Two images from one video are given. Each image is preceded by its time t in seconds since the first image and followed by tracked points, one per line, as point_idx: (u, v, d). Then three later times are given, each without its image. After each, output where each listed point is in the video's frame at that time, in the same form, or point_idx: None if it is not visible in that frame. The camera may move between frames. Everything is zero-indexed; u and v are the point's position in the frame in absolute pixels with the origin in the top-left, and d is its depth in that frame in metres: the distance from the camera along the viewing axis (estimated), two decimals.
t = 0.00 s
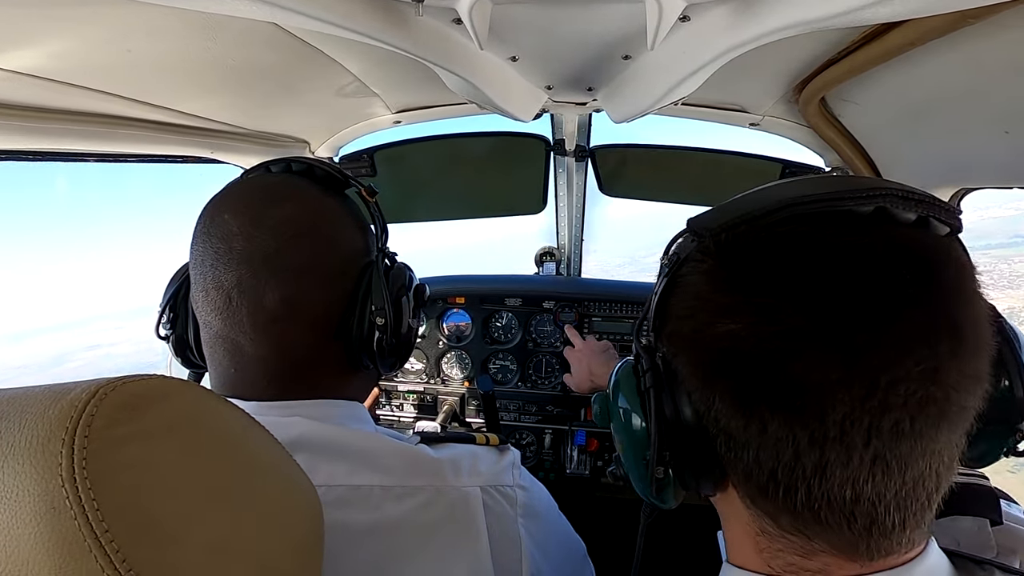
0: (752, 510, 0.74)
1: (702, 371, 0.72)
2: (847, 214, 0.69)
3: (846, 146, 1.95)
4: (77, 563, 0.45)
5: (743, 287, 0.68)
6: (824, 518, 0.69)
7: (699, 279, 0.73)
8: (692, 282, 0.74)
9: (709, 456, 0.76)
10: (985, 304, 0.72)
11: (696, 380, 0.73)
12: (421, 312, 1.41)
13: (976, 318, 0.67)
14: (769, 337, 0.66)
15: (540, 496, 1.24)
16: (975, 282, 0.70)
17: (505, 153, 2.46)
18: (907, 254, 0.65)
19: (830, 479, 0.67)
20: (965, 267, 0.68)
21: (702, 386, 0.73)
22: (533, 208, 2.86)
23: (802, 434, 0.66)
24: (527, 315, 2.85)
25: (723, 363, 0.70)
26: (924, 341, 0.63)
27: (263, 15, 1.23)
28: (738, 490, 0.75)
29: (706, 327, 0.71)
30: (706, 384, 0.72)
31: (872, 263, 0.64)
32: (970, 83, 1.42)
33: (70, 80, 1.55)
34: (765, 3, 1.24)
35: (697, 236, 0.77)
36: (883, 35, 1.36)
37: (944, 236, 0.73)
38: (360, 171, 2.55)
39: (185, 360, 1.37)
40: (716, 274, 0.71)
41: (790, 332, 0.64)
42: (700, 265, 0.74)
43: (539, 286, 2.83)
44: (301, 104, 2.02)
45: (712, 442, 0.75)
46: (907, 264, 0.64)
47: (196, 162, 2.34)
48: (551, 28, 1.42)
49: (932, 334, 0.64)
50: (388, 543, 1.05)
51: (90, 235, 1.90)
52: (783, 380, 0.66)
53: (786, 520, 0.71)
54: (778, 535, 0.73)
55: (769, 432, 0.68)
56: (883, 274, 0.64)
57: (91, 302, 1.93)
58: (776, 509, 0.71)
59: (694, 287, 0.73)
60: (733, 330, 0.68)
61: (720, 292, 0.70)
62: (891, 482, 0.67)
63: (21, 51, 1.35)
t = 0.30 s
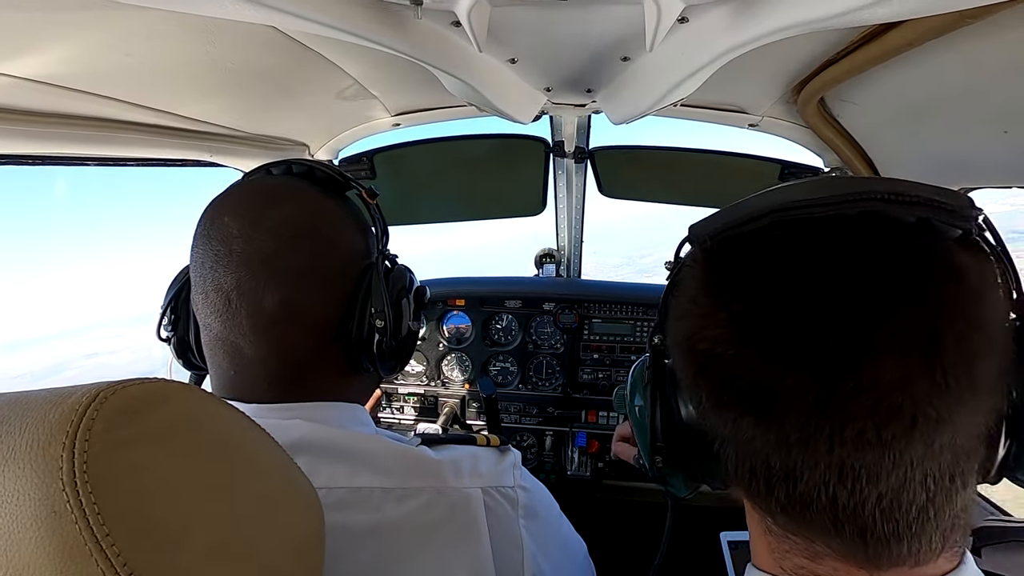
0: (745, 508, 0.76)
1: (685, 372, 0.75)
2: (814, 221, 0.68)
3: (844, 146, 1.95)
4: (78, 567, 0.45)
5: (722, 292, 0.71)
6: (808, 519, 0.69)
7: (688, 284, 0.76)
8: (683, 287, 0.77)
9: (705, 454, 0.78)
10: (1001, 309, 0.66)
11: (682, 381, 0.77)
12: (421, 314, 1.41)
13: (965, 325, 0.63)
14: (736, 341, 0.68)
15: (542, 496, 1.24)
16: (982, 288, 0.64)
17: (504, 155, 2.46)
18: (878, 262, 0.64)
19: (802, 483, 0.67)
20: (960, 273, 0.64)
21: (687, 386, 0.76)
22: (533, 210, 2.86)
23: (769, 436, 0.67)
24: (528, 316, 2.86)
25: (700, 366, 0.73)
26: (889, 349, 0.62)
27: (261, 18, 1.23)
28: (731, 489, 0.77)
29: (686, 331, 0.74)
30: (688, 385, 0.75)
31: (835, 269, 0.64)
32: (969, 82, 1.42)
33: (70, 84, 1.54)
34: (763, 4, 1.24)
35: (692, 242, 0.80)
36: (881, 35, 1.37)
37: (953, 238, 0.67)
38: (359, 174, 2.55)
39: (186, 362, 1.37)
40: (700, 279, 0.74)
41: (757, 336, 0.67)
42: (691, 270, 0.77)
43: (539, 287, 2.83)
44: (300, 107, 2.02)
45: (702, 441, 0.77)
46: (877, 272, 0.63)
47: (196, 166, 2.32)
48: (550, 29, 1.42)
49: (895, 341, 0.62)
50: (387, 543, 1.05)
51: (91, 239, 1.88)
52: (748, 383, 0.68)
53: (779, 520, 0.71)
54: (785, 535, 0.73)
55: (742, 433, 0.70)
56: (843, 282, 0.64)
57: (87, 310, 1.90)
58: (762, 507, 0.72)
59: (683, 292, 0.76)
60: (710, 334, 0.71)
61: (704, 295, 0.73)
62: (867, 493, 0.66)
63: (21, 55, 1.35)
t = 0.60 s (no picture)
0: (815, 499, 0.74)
1: (764, 356, 0.75)
2: (923, 209, 0.66)
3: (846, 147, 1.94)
4: (82, 569, 0.46)
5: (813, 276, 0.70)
6: (874, 515, 0.67)
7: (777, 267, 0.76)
8: (772, 268, 0.77)
9: (773, 438, 0.78)
10: None
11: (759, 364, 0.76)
12: (419, 316, 1.40)
13: None
14: (820, 326, 0.68)
15: (543, 497, 1.23)
16: None
17: (505, 157, 2.46)
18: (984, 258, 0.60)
19: (872, 478, 0.65)
20: None
21: (763, 369, 0.75)
22: (533, 210, 2.86)
23: (842, 426, 0.66)
24: (529, 317, 2.86)
25: (779, 349, 0.72)
26: (980, 349, 0.58)
27: (262, 21, 1.23)
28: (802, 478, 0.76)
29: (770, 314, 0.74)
30: (764, 369, 0.75)
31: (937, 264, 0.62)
32: (969, 82, 1.42)
33: (72, 89, 1.55)
34: (764, 5, 1.24)
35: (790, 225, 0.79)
36: (882, 35, 1.37)
37: None
38: (360, 176, 2.55)
39: (189, 363, 1.38)
40: (790, 262, 0.73)
41: (845, 322, 0.66)
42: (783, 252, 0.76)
43: (540, 288, 2.83)
44: (301, 110, 2.02)
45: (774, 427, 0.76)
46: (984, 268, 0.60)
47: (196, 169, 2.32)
48: (550, 30, 1.42)
49: (1002, 342, 0.58)
50: (387, 539, 1.05)
51: (86, 248, 1.94)
52: (826, 370, 0.67)
53: (844, 514, 0.70)
54: (850, 532, 0.72)
55: (813, 421, 0.69)
56: (950, 280, 0.61)
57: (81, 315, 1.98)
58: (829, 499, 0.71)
59: (771, 274, 0.76)
60: (795, 318, 0.70)
61: (791, 277, 0.72)
62: (944, 496, 0.63)
63: (22, 59, 1.35)
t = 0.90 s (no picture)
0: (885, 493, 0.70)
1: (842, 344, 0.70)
2: None
3: (848, 147, 1.94)
4: (89, 568, 0.46)
5: (910, 262, 0.66)
6: (938, 512, 0.62)
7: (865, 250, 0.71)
8: (859, 253, 0.72)
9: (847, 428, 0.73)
10: None
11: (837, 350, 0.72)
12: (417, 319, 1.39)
13: None
14: (909, 312, 0.63)
15: (550, 481, 1.24)
16: None
17: (507, 159, 2.47)
18: None
19: (943, 475, 0.60)
20: None
21: (841, 357, 0.70)
22: (535, 210, 2.86)
23: (918, 418, 0.61)
24: (531, 318, 2.86)
25: (859, 335, 0.68)
26: None
27: (264, 23, 1.23)
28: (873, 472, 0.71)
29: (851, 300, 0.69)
30: (839, 354, 0.70)
31: None
32: (970, 80, 1.42)
33: (74, 91, 1.55)
34: (766, 4, 1.24)
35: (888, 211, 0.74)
36: (883, 34, 1.37)
37: None
38: (362, 176, 2.56)
39: (207, 360, 1.38)
40: (880, 245, 0.69)
41: (938, 311, 0.61)
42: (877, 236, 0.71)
43: (543, 288, 2.82)
44: (302, 112, 2.03)
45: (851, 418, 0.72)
46: None
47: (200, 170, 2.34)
48: (551, 30, 1.42)
49: None
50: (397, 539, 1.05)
51: (89, 257, 1.95)
52: (909, 359, 0.62)
53: (912, 510, 0.65)
54: (910, 526, 0.68)
55: (889, 412, 0.64)
56: None
57: (86, 325, 1.99)
58: (899, 494, 0.66)
59: (858, 258, 0.71)
60: (882, 303, 0.66)
61: (877, 262, 0.68)
62: (1012, 501, 0.55)
63: (24, 62, 1.35)
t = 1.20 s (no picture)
0: (875, 489, 0.68)
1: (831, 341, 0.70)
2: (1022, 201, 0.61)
3: (850, 147, 1.94)
4: (91, 568, 0.46)
5: (907, 257, 0.65)
6: (921, 506, 0.61)
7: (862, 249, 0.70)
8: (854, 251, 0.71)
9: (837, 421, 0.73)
10: None
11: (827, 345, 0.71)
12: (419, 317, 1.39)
13: None
14: (899, 308, 0.63)
15: (554, 487, 1.23)
16: None
17: (507, 159, 2.47)
18: None
19: (926, 469, 0.59)
20: None
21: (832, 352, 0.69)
22: (537, 210, 2.86)
23: (901, 411, 0.60)
24: (533, 318, 2.85)
25: (845, 332, 0.67)
26: None
27: (264, 24, 1.23)
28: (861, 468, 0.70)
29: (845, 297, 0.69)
30: (830, 352, 0.69)
31: None
32: (972, 79, 1.41)
33: (77, 93, 1.56)
34: (766, 3, 1.24)
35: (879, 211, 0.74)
36: (884, 33, 1.37)
37: None
38: (364, 177, 2.56)
39: (207, 363, 1.38)
40: (873, 244, 0.69)
41: (925, 309, 0.61)
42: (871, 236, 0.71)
43: (545, 288, 2.82)
44: (304, 113, 2.03)
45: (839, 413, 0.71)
46: None
47: (203, 171, 2.36)
48: (552, 30, 1.42)
49: None
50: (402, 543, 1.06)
51: (96, 264, 1.96)
52: (894, 353, 0.62)
53: (902, 507, 0.64)
54: (899, 522, 0.68)
55: (874, 407, 0.63)
56: None
57: (90, 330, 1.98)
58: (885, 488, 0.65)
59: (855, 256, 0.71)
60: (869, 300, 0.66)
61: (869, 261, 0.68)
62: (994, 496, 0.54)
63: (27, 64, 1.36)
